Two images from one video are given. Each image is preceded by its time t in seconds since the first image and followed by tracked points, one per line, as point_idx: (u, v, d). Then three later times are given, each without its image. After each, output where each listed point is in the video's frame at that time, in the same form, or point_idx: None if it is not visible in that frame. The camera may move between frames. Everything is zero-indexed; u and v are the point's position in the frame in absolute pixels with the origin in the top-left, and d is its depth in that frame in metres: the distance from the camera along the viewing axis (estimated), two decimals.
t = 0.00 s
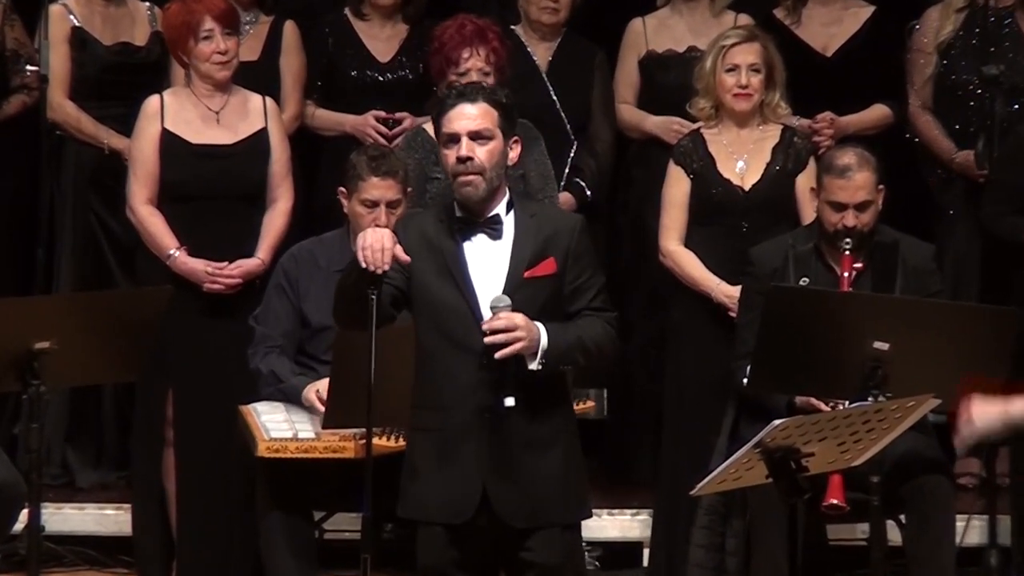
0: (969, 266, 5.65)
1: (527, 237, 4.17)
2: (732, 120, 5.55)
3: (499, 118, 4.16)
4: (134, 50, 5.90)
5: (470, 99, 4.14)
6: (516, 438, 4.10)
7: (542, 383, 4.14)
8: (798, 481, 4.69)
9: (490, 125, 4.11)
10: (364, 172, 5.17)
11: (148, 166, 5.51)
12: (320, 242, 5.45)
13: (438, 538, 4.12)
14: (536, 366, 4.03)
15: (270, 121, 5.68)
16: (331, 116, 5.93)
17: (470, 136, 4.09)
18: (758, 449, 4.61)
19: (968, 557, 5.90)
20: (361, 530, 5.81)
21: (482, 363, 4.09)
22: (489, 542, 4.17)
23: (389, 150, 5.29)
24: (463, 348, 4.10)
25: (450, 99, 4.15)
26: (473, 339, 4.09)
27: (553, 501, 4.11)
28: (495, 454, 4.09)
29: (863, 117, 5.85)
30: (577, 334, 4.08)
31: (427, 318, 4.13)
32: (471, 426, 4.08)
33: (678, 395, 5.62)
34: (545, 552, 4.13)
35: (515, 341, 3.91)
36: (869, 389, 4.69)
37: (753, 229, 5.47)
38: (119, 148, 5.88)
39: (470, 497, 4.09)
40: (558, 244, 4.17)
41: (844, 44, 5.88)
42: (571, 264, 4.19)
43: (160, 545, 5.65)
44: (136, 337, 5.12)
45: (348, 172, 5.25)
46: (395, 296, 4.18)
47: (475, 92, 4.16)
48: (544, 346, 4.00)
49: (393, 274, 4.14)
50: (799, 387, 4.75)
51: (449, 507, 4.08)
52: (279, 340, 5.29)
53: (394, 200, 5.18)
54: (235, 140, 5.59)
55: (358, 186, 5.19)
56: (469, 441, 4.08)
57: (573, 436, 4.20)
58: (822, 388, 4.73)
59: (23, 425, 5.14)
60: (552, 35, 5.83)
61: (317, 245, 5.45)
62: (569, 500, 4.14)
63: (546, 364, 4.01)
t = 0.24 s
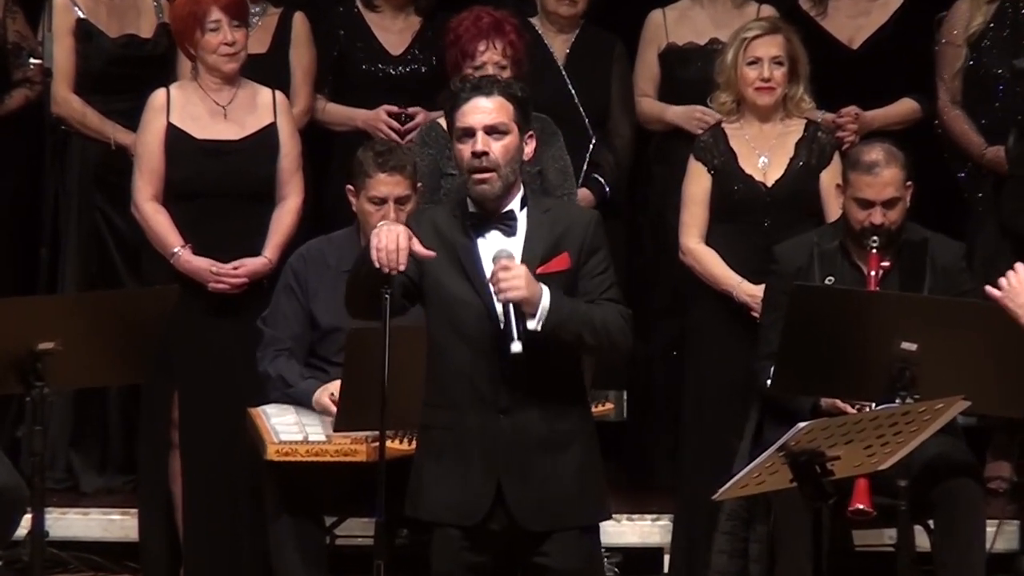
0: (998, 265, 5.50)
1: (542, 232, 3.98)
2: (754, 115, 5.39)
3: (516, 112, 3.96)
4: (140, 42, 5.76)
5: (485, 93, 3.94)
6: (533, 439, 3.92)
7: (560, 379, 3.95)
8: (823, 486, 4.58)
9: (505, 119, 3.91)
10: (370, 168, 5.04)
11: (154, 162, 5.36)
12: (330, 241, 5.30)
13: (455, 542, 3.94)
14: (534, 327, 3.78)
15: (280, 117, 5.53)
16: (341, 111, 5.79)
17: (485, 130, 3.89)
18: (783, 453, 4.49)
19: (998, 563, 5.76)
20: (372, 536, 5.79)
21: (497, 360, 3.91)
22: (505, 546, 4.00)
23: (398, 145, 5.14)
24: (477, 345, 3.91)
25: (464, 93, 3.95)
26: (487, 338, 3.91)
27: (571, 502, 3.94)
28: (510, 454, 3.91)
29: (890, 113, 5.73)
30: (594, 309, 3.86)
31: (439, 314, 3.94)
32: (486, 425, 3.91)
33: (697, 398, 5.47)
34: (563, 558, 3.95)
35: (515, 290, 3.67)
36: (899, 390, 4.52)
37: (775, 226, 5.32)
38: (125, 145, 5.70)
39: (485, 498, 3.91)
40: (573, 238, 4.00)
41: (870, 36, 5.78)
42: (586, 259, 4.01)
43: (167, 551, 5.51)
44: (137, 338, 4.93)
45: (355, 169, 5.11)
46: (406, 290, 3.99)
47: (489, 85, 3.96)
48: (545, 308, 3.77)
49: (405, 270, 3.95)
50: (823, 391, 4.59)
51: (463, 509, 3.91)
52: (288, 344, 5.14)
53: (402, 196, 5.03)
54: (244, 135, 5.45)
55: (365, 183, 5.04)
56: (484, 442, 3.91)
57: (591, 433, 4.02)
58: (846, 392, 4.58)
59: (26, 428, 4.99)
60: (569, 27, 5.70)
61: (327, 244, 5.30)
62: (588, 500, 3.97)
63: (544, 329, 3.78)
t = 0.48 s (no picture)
0: None
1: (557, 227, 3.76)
2: (774, 114, 5.25)
3: (537, 109, 3.72)
4: (141, 38, 5.63)
5: (507, 89, 3.70)
6: (551, 443, 3.71)
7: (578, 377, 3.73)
8: (845, 494, 4.39)
9: (529, 117, 3.67)
10: (377, 168, 4.88)
11: (155, 162, 5.22)
12: (337, 244, 5.15)
13: (469, 549, 3.74)
14: (543, 275, 3.57)
15: (285, 115, 5.38)
16: (347, 109, 5.66)
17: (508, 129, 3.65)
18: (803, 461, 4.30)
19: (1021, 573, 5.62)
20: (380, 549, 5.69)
21: (513, 362, 3.70)
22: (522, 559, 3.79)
23: (405, 144, 4.97)
24: (492, 346, 3.71)
25: (485, 88, 3.70)
26: (502, 337, 3.70)
27: (590, 506, 3.73)
28: (528, 458, 3.70)
29: (912, 109, 5.61)
30: (612, 285, 3.64)
31: (453, 315, 3.74)
32: (502, 429, 3.70)
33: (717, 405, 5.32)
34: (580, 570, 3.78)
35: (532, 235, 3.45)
36: (921, 397, 4.38)
37: (793, 229, 5.17)
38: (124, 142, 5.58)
39: (501, 505, 3.71)
40: (588, 231, 3.78)
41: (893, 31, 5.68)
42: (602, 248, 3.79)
43: (168, 561, 5.35)
44: (134, 342, 4.76)
45: (360, 169, 4.96)
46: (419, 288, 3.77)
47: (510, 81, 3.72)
48: (556, 256, 3.55)
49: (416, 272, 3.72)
50: (845, 396, 4.44)
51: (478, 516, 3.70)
52: (293, 346, 4.97)
53: (410, 197, 4.88)
54: (249, 133, 5.30)
55: (373, 183, 4.88)
56: (500, 446, 3.70)
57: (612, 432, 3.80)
58: (868, 399, 4.43)
59: (23, 433, 4.83)
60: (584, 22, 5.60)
61: (333, 246, 5.15)
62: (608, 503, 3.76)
63: (554, 281, 3.56)
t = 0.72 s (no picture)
0: None
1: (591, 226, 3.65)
2: (789, 114, 5.12)
3: (569, 113, 3.57)
4: (139, 37, 5.50)
5: (539, 92, 3.55)
6: (576, 447, 3.59)
7: (603, 378, 3.63)
8: (863, 506, 4.21)
9: (560, 122, 3.53)
10: (382, 171, 4.74)
11: (154, 163, 5.07)
12: (340, 246, 4.99)
13: (490, 562, 3.61)
14: (572, 243, 3.50)
15: (288, 115, 5.24)
16: (349, 110, 5.53)
17: (541, 135, 3.51)
18: (821, 471, 4.13)
19: None
20: (384, 561, 5.56)
21: (535, 364, 3.59)
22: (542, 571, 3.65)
23: (411, 146, 4.84)
24: (513, 350, 3.61)
25: (516, 89, 3.56)
26: (523, 338, 3.60)
27: (618, 513, 3.60)
28: (550, 466, 3.57)
29: (933, 108, 5.48)
30: (636, 271, 3.54)
31: (472, 320, 3.64)
32: (525, 435, 3.58)
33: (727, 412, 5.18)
34: None
35: (559, 193, 3.41)
36: (942, 405, 4.24)
37: (810, 232, 5.03)
38: (121, 144, 5.44)
39: (525, 515, 3.58)
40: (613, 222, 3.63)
41: (911, 27, 5.55)
42: (628, 242, 3.66)
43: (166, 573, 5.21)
44: (131, 349, 4.60)
45: (365, 171, 4.82)
46: (437, 293, 3.70)
47: (540, 83, 3.58)
48: (586, 225, 3.49)
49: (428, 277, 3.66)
50: (864, 403, 4.27)
51: (501, 526, 3.58)
52: (300, 352, 4.84)
53: (416, 201, 4.73)
54: (251, 135, 5.16)
55: (377, 186, 4.74)
56: (523, 453, 3.58)
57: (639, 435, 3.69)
58: (888, 407, 4.26)
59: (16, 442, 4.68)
60: (593, 19, 5.46)
61: (337, 250, 4.99)
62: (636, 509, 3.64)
63: (582, 248, 3.49)
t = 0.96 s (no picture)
0: None
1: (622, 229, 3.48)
2: (801, 113, 4.99)
3: (609, 115, 3.40)
4: (131, 34, 5.37)
5: (577, 91, 3.38)
6: (611, 454, 3.39)
7: (639, 383, 3.43)
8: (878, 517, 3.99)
9: (601, 121, 3.35)
10: (383, 173, 4.60)
11: (150, 164, 4.92)
12: (339, 247, 4.84)
13: None
14: (607, 237, 3.29)
15: (289, 115, 5.11)
16: (349, 109, 5.38)
17: (580, 138, 3.34)
18: (834, 480, 3.89)
19: None
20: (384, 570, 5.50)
21: (568, 369, 3.40)
22: None
23: (413, 147, 4.71)
24: (546, 354, 3.41)
25: (554, 88, 3.38)
26: (555, 341, 3.40)
27: (654, 524, 3.41)
28: (585, 473, 3.38)
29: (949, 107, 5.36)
30: (673, 269, 3.34)
31: (503, 324, 3.44)
32: (558, 443, 3.39)
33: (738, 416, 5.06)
34: None
35: (595, 183, 3.21)
36: (958, 413, 4.10)
37: (822, 235, 4.92)
38: (113, 143, 5.32)
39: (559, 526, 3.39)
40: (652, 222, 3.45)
41: (927, 24, 5.42)
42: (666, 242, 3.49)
43: None
44: (127, 351, 4.47)
45: (366, 172, 4.68)
46: (456, 298, 3.47)
47: (576, 82, 3.40)
48: (622, 221, 3.29)
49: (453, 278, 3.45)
50: (877, 409, 4.13)
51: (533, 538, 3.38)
52: (300, 357, 4.69)
53: (420, 203, 4.60)
54: (252, 137, 5.01)
55: (378, 189, 4.61)
56: (556, 461, 3.38)
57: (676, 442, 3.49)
58: (902, 414, 4.13)
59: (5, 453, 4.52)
60: (598, 15, 5.31)
61: (336, 253, 4.83)
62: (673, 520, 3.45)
63: (619, 242, 3.28)
